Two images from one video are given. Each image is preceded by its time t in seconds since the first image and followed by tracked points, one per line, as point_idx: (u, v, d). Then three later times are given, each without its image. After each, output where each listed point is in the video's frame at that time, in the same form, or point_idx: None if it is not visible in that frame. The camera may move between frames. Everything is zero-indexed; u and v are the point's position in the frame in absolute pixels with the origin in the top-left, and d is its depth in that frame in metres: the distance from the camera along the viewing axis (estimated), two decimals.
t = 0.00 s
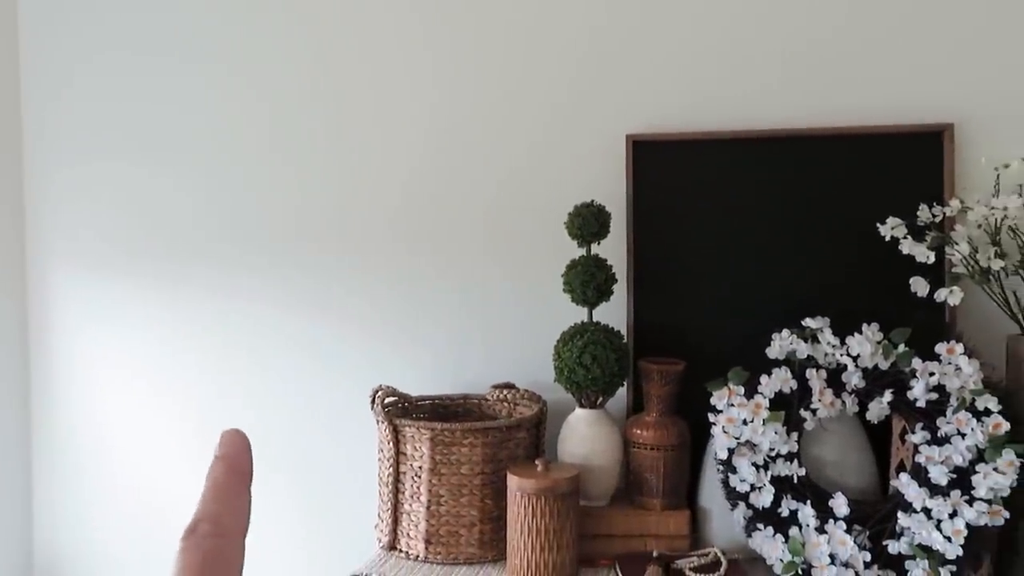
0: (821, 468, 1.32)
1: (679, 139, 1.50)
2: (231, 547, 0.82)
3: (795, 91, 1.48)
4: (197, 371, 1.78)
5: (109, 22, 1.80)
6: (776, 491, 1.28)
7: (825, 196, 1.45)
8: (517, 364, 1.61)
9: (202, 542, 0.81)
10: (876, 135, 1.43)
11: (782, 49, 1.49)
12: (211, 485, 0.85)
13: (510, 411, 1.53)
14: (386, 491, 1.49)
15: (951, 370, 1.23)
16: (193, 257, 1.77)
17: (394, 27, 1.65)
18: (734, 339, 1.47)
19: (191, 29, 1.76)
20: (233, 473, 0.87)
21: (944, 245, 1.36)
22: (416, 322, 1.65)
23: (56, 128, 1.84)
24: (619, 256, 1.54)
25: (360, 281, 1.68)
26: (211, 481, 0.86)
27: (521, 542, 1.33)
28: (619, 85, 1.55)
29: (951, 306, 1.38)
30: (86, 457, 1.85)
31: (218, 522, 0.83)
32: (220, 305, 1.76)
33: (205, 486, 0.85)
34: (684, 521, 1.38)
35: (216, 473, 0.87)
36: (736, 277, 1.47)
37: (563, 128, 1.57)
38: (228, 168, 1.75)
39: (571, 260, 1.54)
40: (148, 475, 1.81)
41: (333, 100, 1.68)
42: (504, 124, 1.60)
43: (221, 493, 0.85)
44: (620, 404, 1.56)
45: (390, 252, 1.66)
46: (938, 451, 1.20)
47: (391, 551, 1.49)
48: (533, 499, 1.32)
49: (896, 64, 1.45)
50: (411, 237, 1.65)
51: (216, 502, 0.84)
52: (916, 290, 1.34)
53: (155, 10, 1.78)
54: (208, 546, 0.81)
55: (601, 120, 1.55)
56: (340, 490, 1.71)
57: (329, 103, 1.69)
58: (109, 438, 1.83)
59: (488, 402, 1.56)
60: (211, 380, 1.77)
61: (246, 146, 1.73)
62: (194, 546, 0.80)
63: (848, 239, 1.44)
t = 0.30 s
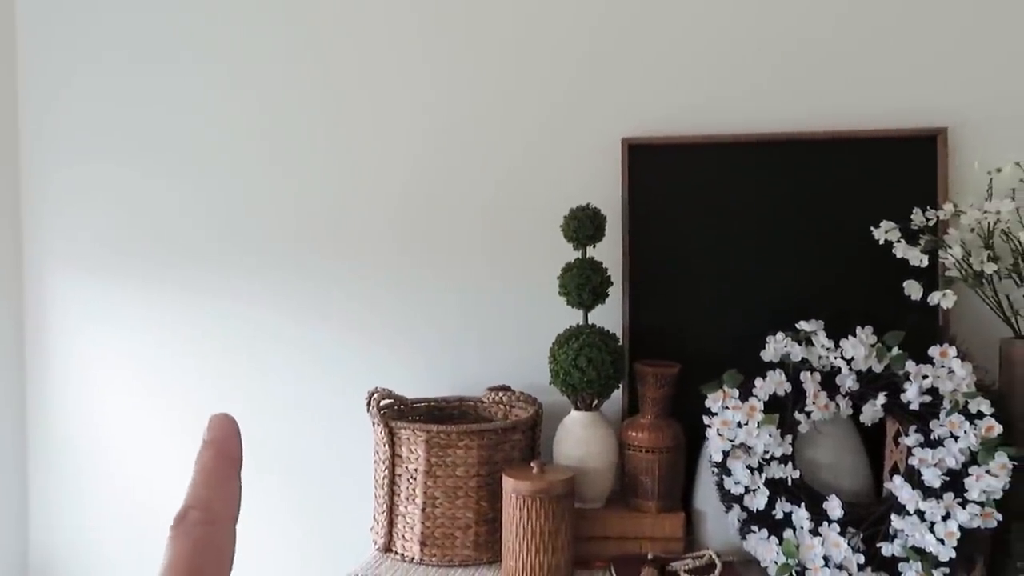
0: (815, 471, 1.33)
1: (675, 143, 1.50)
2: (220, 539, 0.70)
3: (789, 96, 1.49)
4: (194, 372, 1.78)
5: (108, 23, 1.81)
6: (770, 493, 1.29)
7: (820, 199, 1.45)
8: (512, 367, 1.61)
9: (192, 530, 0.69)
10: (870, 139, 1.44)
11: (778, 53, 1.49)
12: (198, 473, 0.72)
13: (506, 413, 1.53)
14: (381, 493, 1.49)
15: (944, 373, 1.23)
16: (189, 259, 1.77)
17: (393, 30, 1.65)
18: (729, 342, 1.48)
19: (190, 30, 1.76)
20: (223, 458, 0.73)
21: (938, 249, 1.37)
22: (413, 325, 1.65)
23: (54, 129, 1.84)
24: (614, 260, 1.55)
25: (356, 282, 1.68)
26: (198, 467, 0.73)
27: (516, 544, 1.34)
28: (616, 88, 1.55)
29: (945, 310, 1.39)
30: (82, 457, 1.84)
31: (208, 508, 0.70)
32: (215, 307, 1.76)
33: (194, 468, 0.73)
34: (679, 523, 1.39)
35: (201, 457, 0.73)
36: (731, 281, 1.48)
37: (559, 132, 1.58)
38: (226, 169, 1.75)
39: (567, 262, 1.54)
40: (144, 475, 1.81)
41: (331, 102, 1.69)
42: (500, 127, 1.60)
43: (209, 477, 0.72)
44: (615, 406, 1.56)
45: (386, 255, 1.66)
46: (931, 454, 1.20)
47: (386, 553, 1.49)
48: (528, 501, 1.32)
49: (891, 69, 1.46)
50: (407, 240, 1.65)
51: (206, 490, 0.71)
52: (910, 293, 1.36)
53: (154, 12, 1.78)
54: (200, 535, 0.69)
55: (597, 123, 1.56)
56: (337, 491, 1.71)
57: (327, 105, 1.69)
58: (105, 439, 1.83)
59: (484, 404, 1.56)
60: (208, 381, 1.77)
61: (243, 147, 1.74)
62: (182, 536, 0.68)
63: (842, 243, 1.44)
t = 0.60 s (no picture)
0: (808, 476, 1.33)
1: (668, 149, 1.51)
2: (228, 498, 0.80)
3: (781, 103, 1.50)
4: (188, 376, 1.78)
5: (106, 29, 1.81)
6: (763, 499, 1.29)
7: (812, 205, 1.46)
8: (502, 369, 1.62)
9: (201, 485, 0.79)
10: (863, 146, 1.45)
11: (772, 60, 1.50)
12: (207, 430, 0.82)
13: (501, 419, 1.54)
14: (376, 498, 1.49)
15: (935, 379, 1.24)
16: (184, 264, 1.77)
17: (388, 36, 1.66)
18: (723, 348, 1.49)
19: (187, 36, 1.77)
20: (227, 415, 0.83)
21: (929, 255, 1.38)
22: (399, 325, 1.66)
23: (49, 133, 1.84)
24: (609, 266, 1.55)
25: (351, 287, 1.69)
26: (205, 424, 0.83)
27: (510, 549, 1.34)
28: (610, 95, 1.56)
29: (937, 316, 1.40)
30: (77, 460, 1.84)
31: (214, 476, 0.80)
32: (210, 312, 1.76)
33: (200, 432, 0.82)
34: (673, 528, 1.39)
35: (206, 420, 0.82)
36: (725, 287, 1.49)
37: (554, 138, 1.58)
38: (222, 174, 1.75)
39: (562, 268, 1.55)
40: (137, 476, 1.81)
41: (327, 109, 1.69)
42: (494, 133, 1.61)
43: (215, 442, 0.81)
44: (609, 411, 1.57)
45: (381, 261, 1.67)
46: (923, 459, 1.21)
47: (381, 559, 1.49)
48: (523, 506, 1.33)
49: (883, 77, 1.47)
50: (401, 246, 1.66)
51: (214, 446, 0.81)
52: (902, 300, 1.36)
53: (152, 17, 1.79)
54: (206, 500, 0.79)
55: (591, 130, 1.57)
56: (333, 497, 1.71)
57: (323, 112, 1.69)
58: (99, 441, 1.83)
59: (479, 410, 1.57)
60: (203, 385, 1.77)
61: (238, 152, 1.74)
62: (190, 502, 0.79)
63: (835, 249, 1.45)
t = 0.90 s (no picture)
0: (789, 485, 1.34)
1: (650, 162, 1.53)
2: (306, 505, 0.41)
3: (760, 116, 1.52)
4: (170, 381, 1.77)
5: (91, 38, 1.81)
6: (745, 507, 1.30)
7: (792, 216, 1.48)
8: (487, 379, 1.62)
9: (258, 508, 0.40)
10: (842, 158, 1.47)
11: (753, 73, 1.53)
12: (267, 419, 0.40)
13: (485, 429, 1.54)
14: (360, 510, 1.49)
15: (913, 387, 1.26)
16: (167, 273, 1.77)
17: (374, 47, 1.67)
18: (704, 358, 1.50)
19: (174, 46, 1.77)
20: (300, 398, 0.40)
21: (907, 266, 1.40)
22: (383, 336, 1.67)
23: (30, 141, 1.84)
24: (592, 276, 1.57)
25: (337, 296, 1.69)
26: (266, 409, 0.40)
27: (494, 560, 1.34)
28: (594, 107, 1.58)
29: (915, 326, 1.42)
30: (60, 468, 1.83)
31: (282, 464, 0.40)
32: (193, 321, 1.76)
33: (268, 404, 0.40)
34: (656, 537, 1.40)
35: (281, 383, 0.40)
36: (706, 297, 1.50)
37: (537, 151, 1.60)
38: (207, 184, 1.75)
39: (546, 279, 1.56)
40: (116, 478, 1.80)
41: (313, 120, 1.70)
42: (478, 144, 1.62)
43: (280, 421, 0.40)
44: (593, 422, 1.58)
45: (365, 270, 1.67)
46: (901, 467, 1.22)
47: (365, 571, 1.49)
48: (507, 517, 1.33)
49: (862, 89, 1.49)
50: (386, 256, 1.66)
51: (277, 442, 0.40)
52: (880, 309, 1.38)
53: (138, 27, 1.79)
54: (273, 516, 0.40)
55: (573, 142, 1.58)
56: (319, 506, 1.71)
57: (309, 122, 1.70)
58: (83, 449, 1.82)
59: (463, 421, 1.57)
60: (188, 394, 1.76)
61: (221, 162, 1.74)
62: (252, 506, 0.40)
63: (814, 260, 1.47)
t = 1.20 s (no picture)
0: (757, 486, 1.36)
1: (621, 167, 1.55)
2: (395, 507, 0.46)
3: (729, 122, 1.54)
4: (140, 383, 1.76)
5: (60, 38, 1.79)
6: (714, 509, 1.32)
7: (760, 221, 1.50)
8: (459, 382, 1.62)
9: (354, 498, 0.45)
10: (809, 164, 1.49)
11: (722, 79, 1.55)
12: (360, 420, 0.45)
13: (457, 433, 1.55)
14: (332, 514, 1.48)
15: (877, 389, 1.28)
16: (135, 275, 1.76)
17: (347, 51, 1.67)
18: (675, 361, 1.51)
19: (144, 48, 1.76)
20: (388, 400, 0.45)
21: (872, 269, 1.43)
22: (357, 336, 1.66)
23: None
24: (564, 281, 1.58)
25: (309, 300, 1.68)
26: (360, 412, 0.45)
27: (466, 564, 1.34)
28: (566, 112, 1.59)
29: (880, 329, 1.44)
30: (25, 472, 1.80)
31: (371, 469, 0.45)
32: (164, 325, 1.75)
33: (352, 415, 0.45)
34: (627, 540, 1.41)
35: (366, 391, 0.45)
36: (676, 300, 1.52)
37: (509, 155, 1.61)
38: (177, 186, 1.74)
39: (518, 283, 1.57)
40: (86, 480, 1.78)
41: (286, 123, 1.69)
42: (451, 149, 1.63)
43: (370, 422, 0.45)
44: (565, 425, 1.59)
45: (336, 273, 1.67)
46: (867, 467, 1.24)
47: None
48: (479, 521, 1.33)
49: (828, 96, 1.52)
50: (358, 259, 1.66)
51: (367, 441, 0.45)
52: (846, 313, 1.41)
53: (108, 28, 1.78)
54: (367, 506, 0.45)
55: (545, 147, 1.59)
56: (289, 510, 1.70)
57: (281, 126, 1.70)
58: (49, 453, 1.79)
59: (436, 425, 1.57)
60: (157, 397, 1.75)
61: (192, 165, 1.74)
62: (340, 511, 0.45)
63: (782, 263, 1.49)
